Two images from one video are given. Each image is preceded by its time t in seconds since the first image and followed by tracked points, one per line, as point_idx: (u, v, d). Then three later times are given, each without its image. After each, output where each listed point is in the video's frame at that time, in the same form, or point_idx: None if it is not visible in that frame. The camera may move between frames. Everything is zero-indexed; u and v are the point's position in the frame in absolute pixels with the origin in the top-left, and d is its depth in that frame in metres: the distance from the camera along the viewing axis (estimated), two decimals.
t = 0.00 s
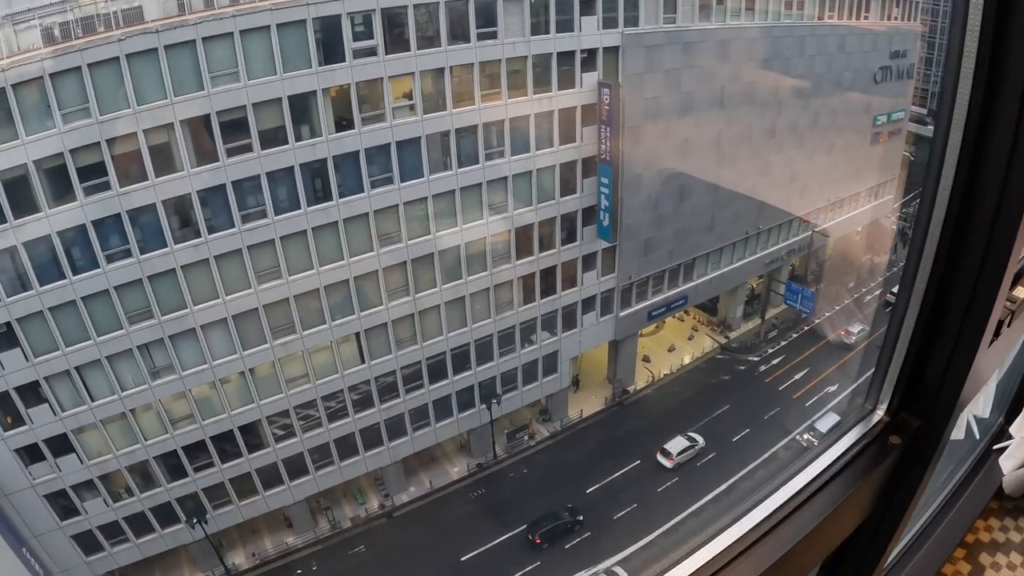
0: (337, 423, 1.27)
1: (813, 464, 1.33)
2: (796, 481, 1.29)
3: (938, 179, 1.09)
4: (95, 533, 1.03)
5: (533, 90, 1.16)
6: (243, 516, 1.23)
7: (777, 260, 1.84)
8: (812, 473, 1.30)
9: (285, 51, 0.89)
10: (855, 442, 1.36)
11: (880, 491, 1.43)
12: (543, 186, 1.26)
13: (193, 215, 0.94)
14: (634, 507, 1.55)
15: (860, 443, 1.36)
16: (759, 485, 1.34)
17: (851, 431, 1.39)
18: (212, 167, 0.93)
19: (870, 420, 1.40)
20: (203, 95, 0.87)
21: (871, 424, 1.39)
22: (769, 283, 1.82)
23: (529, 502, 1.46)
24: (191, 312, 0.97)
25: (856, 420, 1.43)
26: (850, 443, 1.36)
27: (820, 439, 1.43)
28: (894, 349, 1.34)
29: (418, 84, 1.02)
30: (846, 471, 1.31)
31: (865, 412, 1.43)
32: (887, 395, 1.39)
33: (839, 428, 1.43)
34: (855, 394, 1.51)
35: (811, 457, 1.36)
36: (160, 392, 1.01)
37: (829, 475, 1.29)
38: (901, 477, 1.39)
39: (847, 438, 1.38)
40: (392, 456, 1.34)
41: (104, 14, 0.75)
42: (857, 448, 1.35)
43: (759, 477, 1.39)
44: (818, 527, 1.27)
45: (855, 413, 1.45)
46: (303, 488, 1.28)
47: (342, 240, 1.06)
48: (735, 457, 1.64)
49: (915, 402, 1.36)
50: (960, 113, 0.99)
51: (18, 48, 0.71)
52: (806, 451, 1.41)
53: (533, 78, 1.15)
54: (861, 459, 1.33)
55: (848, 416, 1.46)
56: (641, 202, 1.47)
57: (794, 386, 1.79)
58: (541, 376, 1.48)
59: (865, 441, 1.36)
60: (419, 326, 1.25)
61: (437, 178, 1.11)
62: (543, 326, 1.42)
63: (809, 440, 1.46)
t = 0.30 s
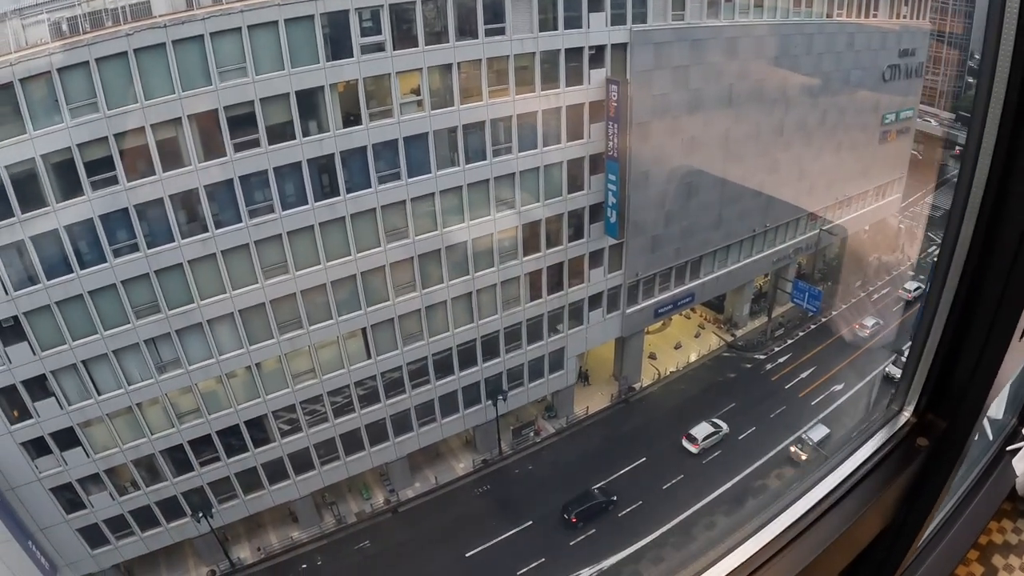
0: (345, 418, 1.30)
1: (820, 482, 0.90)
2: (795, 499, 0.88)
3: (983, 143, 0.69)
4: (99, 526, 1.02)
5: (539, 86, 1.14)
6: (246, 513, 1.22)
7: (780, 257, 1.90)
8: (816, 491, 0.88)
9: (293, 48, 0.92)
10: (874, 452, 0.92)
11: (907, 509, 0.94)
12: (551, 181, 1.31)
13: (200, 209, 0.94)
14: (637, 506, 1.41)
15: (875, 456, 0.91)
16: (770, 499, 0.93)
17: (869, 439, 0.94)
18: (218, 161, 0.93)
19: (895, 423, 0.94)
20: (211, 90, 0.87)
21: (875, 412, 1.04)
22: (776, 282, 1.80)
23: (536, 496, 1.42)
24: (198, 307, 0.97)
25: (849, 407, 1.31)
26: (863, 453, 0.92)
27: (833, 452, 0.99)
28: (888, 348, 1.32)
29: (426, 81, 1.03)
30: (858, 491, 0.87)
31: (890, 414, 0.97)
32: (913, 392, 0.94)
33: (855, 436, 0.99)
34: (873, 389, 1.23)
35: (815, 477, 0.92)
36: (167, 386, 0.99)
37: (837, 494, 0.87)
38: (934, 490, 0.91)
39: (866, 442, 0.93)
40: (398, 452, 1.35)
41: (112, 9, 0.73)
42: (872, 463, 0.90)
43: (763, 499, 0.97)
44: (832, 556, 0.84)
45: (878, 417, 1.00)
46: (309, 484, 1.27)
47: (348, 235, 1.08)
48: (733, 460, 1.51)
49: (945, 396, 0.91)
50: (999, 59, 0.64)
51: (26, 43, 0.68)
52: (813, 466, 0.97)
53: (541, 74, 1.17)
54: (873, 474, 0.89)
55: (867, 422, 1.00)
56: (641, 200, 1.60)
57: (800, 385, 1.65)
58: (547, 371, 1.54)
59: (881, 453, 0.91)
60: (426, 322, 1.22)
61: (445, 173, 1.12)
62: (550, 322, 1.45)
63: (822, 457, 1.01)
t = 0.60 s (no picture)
0: (347, 414, 1.28)
1: (836, 488, 0.92)
2: (813, 505, 0.90)
3: (992, 150, 0.75)
4: (104, 519, 1.06)
5: (546, 83, 1.13)
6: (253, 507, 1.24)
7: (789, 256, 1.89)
8: (834, 497, 0.90)
9: (298, 43, 0.92)
10: (888, 457, 0.94)
11: (921, 513, 0.92)
12: (558, 178, 1.29)
13: (206, 205, 0.99)
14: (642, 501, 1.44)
15: (890, 461, 0.93)
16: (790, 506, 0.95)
17: (884, 444, 0.96)
18: (223, 157, 0.95)
19: (910, 428, 0.96)
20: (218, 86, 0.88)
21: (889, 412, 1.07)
22: (780, 281, 1.76)
23: (537, 491, 1.45)
24: (201, 302, 1.00)
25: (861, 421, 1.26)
26: (878, 459, 0.94)
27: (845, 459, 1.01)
28: (899, 348, 1.31)
29: (432, 76, 1.01)
30: (875, 495, 0.89)
31: (904, 419, 0.99)
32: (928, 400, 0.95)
33: (872, 439, 1.01)
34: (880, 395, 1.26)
35: (827, 486, 0.93)
36: (171, 380, 1.04)
37: (854, 498, 0.89)
38: (947, 499, 0.89)
39: (880, 450, 0.95)
40: (401, 448, 1.35)
41: (117, 5, 0.75)
42: (886, 468, 0.92)
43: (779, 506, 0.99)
44: (852, 565, 0.85)
45: (894, 421, 1.02)
46: (313, 479, 1.29)
47: (353, 230, 1.11)
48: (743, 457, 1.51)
49: (957, 403, 0.92)
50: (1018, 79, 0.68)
51: (32, 38, 0.70)
52: (829, 472, 1.00)
53: (546, 71, 1.14)
54: (889, 479, 0.91)
55: (881, 426, 1.03)
56: (650, 197, 1.53)
57: (804, 383, 1.67)
58: (551, 369, 1.56)
59: (896, 458, 0.93)
60: (431, 315, 1.27)
61: (450, 170, 1.11)
62: (554, 321, 1.51)
63: (836, 461, 1.03)
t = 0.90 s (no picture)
0: (348, 411, 1.32)
1: (838, 491, 0.87)
2: (811, 512, 0.85)
3: (997, 151, 0.71)
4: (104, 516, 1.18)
5: (547, 79, 1.10)
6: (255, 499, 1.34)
7: (788, 253, 1.79)
8: (834, 502, 0.85)
9: (298, 39, 0.90)
10: (890, 460, 0.89)
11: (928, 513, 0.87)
12: (559, 174, 1.28)
13: (206, 203, 1.05)
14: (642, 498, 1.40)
15: (892, 465, 0.88)
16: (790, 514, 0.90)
17: (887, 446, 0.91)
18: (224, 153, 0.98)
19: (914, 430, 0.91)
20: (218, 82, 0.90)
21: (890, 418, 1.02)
22: (782, 277, 1.71)
23: (537, 489, 1.45)
24: (202, 298, 1.11)
25: (863, 424, 1.21)
26: (878, 463, 0.89)
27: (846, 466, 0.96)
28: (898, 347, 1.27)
29: (433, 73, 0.97)
30: (877, 500, 0.84)
31: (909, 421, 0.94)
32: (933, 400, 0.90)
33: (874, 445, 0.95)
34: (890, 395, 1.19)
35: (828, 491, 0.89)
36: (171, 376, 1.17)
37: (856, 503, 0.84)
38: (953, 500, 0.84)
39: (882, 453, 0.90)
40: (401, 445, 1.39)
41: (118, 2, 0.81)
42: (887, 472, 0.87)
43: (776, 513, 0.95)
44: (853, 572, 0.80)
45: (896, 424, 0.96)
46: (312, 476, 1.38)
47: (353, 228, 1.09)
48: (742, 454, 1.42)
49: (962, 404, 0.87)
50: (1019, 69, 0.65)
51: (33, 35, 0.82)
52: (830, 479, 0.95)
53: (547, 68, 1.11)
54: (892, 484, 0.86)
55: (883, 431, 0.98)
56: (650, 193, 1.62)
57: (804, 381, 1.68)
58: (552, 366, 1.55)
59: (900, 460, 0.88)
60: (431, 312, 1.25)
61: (451, 166, 1.07)
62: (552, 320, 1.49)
63: (839, 469, 0.98)
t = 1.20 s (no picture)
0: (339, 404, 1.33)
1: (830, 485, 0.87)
2: (802, 507, 0.84)
3: (989, 147, 0.71)
4: (97, 518, 0.99)
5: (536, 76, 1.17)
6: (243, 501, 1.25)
7: (778, 249, 1.87)
8: (826, 497, 0.84)
9: (288, 37, 0.93)
10: (882, 455, 0.89)
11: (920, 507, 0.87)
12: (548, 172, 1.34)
13: (196, 201, 1.03)
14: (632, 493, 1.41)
15: (884, 460, 0.88)
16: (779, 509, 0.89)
17: (879, 441, 0.91)
18: (213, 152, 0.97)
19: (906, 424, 0.91)
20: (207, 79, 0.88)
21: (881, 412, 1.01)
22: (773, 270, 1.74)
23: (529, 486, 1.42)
24: (194, 295, 1.08)
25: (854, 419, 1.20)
26: (870, 458, 0.89)
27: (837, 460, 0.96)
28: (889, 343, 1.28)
29: (422, 70, 1.06)
30: (868, 495, 0.84)
31: (900, 414, 0.94)
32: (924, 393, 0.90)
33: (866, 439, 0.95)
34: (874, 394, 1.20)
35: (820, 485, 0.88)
36: (162, 375, 1.05)
37: (847, 499, 0.84)
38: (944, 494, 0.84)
39: (875, 446, 0.90)
40: (392, 442, 1.47)
41: None
42: (879, 467, 0.87)
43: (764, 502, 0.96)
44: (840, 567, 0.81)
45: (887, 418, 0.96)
46: (304, 472, 1.34)
47: (344, 225, 1.18)
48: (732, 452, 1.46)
49: (953, 400, 0.88)
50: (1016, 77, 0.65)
51: (21, 34, 0.63)
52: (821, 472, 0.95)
53: (537, 65, 1.12)
54: (883, 479, 0.86)
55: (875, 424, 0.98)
56: (640, 188, 1.72)
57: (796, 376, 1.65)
58: (543, 362, 1.71)
59: (891, 456, 0.88)
60: (423, 308, 1.44)
61: (441, 163, 1.16)
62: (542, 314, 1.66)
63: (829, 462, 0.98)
